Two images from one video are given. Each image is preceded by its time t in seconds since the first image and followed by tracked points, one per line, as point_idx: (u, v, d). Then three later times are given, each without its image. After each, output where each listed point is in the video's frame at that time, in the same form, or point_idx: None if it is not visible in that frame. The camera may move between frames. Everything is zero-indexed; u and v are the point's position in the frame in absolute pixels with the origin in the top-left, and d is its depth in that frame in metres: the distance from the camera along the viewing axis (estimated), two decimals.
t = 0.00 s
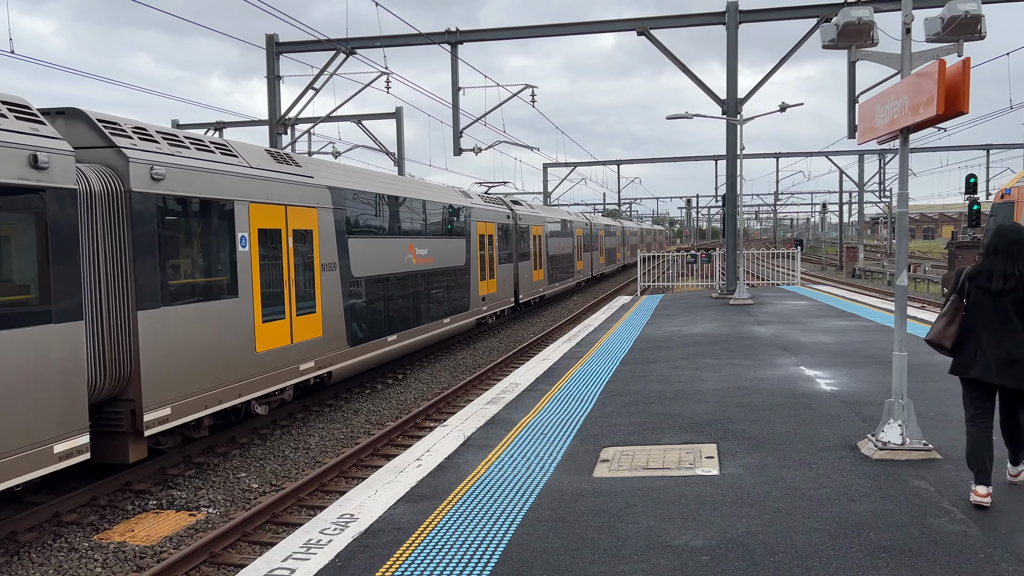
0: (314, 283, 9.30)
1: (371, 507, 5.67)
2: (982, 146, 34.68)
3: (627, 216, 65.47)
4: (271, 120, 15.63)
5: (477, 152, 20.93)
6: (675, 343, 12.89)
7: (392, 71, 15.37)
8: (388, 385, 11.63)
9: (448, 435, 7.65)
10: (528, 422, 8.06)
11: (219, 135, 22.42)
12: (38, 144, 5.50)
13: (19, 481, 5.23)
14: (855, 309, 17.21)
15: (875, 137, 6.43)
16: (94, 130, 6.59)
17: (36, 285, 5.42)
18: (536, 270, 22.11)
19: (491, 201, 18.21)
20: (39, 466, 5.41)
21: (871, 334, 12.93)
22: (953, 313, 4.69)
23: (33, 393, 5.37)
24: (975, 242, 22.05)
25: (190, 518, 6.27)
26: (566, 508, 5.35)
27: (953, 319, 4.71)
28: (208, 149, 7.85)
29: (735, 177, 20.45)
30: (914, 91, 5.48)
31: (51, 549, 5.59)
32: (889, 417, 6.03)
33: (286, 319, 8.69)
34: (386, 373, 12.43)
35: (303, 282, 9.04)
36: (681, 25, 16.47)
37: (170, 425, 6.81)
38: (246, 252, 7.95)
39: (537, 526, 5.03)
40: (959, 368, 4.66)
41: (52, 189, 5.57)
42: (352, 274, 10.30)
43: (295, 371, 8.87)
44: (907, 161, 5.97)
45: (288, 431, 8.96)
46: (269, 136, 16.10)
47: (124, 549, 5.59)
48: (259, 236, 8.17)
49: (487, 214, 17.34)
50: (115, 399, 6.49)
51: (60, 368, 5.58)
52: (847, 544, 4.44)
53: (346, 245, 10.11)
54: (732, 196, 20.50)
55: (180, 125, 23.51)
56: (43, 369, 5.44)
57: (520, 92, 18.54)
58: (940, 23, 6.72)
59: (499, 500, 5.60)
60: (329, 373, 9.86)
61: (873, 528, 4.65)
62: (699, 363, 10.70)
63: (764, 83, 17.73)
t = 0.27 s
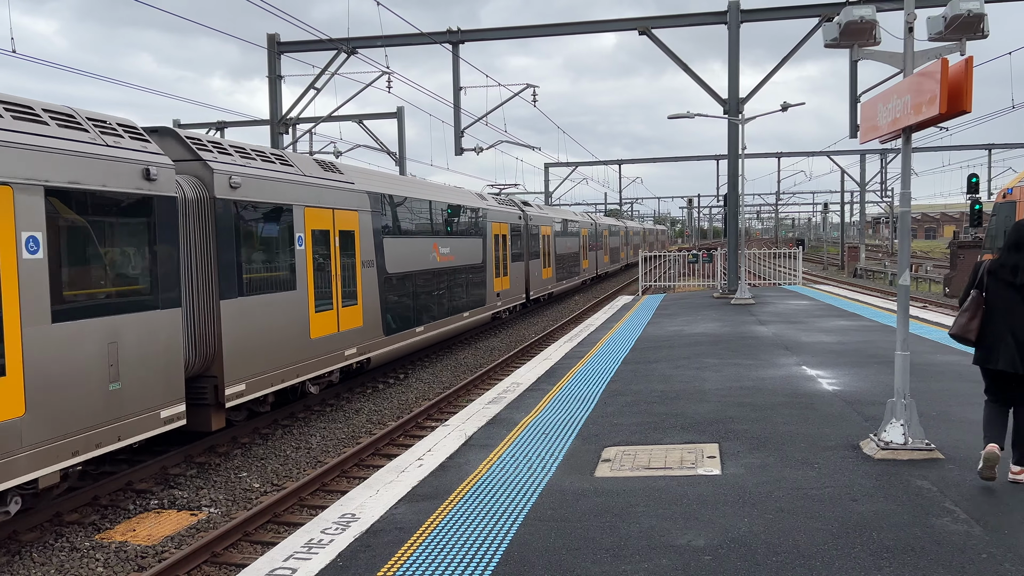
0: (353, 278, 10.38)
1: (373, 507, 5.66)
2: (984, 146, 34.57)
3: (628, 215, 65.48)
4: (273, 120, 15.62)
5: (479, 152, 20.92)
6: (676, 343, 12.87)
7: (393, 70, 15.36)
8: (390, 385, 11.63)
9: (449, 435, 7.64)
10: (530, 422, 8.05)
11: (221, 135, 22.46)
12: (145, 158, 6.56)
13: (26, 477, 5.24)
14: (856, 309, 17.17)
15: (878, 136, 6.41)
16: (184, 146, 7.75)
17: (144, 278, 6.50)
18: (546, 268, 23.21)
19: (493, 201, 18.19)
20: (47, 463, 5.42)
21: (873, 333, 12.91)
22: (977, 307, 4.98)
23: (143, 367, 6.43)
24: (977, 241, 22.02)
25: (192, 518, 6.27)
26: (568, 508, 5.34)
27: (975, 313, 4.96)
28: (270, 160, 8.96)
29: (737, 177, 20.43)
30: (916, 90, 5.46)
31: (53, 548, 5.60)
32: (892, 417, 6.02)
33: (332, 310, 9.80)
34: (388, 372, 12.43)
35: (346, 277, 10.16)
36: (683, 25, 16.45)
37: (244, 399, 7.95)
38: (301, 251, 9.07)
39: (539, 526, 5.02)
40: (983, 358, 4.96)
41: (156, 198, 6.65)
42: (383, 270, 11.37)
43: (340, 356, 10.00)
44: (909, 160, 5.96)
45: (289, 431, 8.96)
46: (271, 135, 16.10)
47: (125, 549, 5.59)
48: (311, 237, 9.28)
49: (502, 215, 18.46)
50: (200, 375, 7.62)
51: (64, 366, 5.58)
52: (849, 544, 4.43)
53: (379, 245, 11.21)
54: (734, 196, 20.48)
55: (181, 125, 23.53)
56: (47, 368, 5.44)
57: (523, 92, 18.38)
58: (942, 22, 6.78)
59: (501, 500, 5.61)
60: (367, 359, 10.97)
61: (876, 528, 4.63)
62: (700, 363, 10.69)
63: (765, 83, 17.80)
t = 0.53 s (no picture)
0: (388, 274, 11.48)
1: (373, 507, 5.66)
2: (986, 146, 34.49)
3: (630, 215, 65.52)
4: (274, 119, 15.63)
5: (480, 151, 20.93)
6: (677, 342, 12.86)
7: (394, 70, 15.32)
8: (390, 385, 11.62)
9: (450, 435, 7.63)
10: (531, 421, 8.04)
11: (222, 134, 22.48)
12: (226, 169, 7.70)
13: (28, 476, 5.25)
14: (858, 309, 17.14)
15: (880, 135, 6.40)
16: (250, 157, 8.85)
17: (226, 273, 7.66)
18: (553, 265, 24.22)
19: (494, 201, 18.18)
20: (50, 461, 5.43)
21: (875, 333, 12.89)
22: (990, 307, 5.29)
23: (223, 347, 7.56)
24: (979, 241, 21.98)
25: (193, 518, 6.26)
26: (570, 507, 5.33)
27: (985, 311, 5.29)
28: (318, 169, 10.07)
29: (739, 176, 20.41)
30: (918, 89, 5.45)
31: (54, 548, 5.59)
32: (893, 417, 6.01)
33: (370, 303, 10.92)
34: (389, 372, 12.42)
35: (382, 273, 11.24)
36: (684, 24, 16.43)
37: (302, 378, 9.15)
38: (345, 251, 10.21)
39: (540, 526, 5.02)
40: (996, 354, 5.29)
41: (234, 204, 7.80)
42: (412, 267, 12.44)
43: (376, 344, 11.12)
44: (911, 159, 5.95)
45: (290, 431, 8.95)
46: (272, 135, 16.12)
47: (126, 548, 5.59)
48: (353, 238, 10.40)
49: (513, 216, 19.51)
50: (264, 356, 8.77)
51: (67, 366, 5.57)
52: (851, 544, 4.42)
53: (409, 245, 12.26)
54: (735, 195, 20.46)
55: (183, 125, 23.55)
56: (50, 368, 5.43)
57: (524, 92, 18.32)
58: (944, 21, 6.76)
59: (502, 499, 5.61)
60: (398, 348, 12.09)
61: (877, 527, 4.63)
62: (702, 362, 10.68)
63: (767, 82, 17.82)
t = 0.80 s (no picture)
0: (416, 271, 12.58)
1: (375, 506, 5.66)
2: (987, 145, 34.44)
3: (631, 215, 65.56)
4: (275, 119, 15.65)
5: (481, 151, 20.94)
6: (678, 342, 12.85)
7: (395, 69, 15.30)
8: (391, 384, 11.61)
9: (450, 435, 7.62)
10: (531, 421, 8.03)
11: (223, 134, 22.50)
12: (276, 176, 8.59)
13: (90, 454, 5.78)
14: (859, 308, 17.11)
15: (881, 135, 6.40)
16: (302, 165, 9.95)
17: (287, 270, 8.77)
18: (560, 263, 25.11)
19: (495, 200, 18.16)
20: (53, 462, 5.44)
21: (877, 332, 12.89)
22: (989, 301, 5.43)
23: (287, 334, 8.63)
24: (980, 240, 21.97)
25: (194, 517, 6.27)
26: (571, 507, 5.33)
27: (983, 305, 5.45)
28: (357, 175, 11.19)
29: (740, 176, 20.40)
30: (919, 88, 5.44)
31: (55, 548, 5.60)
32: (895, 417, 6.00)
33: (402, 296, 12.04)
34: (389, 372, 12.40)
35: (411, 270, 12.33)
36: (685, 23, 16.43)
37: (347, 362, 10.26)
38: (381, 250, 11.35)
39: (540, 525, 5.02)
40: (999, 345, 5.39)
41: (294, 209, 8.93)
42: (436, 264, 13.53)
43: (406, 334, 12.20)
44: (912, 159, 5.94)
45: (291, 430, 8.96)
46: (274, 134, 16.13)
47: (127, 548, 5.59)
48: (388, 237, 11.53)
49: (525, 216, 20.61)
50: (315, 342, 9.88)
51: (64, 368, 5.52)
52: (852, 544, 4.42)
53: (433, 244, 13.38)
54: (736, 195, 20.45)
55: (185, 125, 23.57)
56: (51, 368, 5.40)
57: (524, 91, 18.49)
58: (946, 20, 6.74)
59: (504, 498, 5.62)
60: (425, 338, 13.21)
61: (879, 527, 4.62)
62: (703, 362, 10.69)
63: (768, 81, 17.81)
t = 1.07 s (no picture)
0: (439, 266, 13.71)
1: (376, 506, 5.66)
2: (988, 144, 34.37)
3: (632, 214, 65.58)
4: (276, 119, 15.64)
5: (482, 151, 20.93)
6: (679, 341, 12.85)
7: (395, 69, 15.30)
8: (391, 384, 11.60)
9: (452, 434, 7.62)
10: (532, 421, 8.03)
11: (223, 134, 22.51)
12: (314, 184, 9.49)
13: (186, 420, 6.93)
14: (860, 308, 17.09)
15: (882, 134, 6.39)
16: (343, 172, 11.07)
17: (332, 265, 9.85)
18: (567, 262, 26.01)
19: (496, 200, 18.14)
20: (53, 462, 5.44)
21: (878, 332, 12.87)
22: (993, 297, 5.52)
23: (334, 323, 9.82)
24: (981, 239, 21.97)
25: (195, 517, 6.27)
26: (572, 507, 5.32)
27: (988, 302, 5.53)
28: (389, 180, 12.35)
29: (741, 175, 20.38)
30: (921, 88, 5.44)
31: (57, 548, 5.60)
32: (896, 416, 6.00)
33: (428, 291, 13.20)
34: (390, 372, 12.39)
35: (434, 266, 13.50)
36: (685, 23, 16.42)
37: (383, 350, 11.44)
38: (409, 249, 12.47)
39: (541, 525, 5.02)
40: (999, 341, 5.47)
41: (338, 211, 10.04)
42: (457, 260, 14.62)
43: (431, 326, 13.35)
44: (914, 158, 5.93)
45: (293, 430, 8.96)
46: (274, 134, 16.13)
47: (129, 548, 5.59)
48: (417, 237, 12.73)
49: (534, 217, 21.68)
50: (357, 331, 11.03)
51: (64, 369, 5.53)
52: (854, 543, 4.42)
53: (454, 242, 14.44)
54: (737, 195, 20.43)
55: (185, 125, 23.55)
56: (49, 370, 5.40)
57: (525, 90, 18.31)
58: (947, 19, 6.71)
59: (506, 498, 5.62)
60: (447, 330, 14.38)
61: (880, 527, 4.62)
62: (704, 361, 10.69)
63: (769, 80, 17.80)
